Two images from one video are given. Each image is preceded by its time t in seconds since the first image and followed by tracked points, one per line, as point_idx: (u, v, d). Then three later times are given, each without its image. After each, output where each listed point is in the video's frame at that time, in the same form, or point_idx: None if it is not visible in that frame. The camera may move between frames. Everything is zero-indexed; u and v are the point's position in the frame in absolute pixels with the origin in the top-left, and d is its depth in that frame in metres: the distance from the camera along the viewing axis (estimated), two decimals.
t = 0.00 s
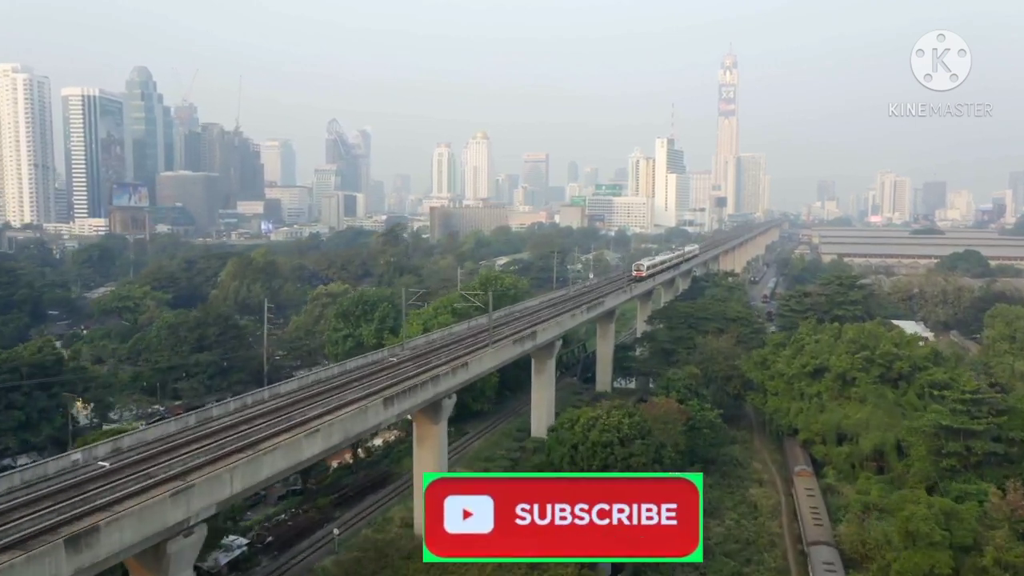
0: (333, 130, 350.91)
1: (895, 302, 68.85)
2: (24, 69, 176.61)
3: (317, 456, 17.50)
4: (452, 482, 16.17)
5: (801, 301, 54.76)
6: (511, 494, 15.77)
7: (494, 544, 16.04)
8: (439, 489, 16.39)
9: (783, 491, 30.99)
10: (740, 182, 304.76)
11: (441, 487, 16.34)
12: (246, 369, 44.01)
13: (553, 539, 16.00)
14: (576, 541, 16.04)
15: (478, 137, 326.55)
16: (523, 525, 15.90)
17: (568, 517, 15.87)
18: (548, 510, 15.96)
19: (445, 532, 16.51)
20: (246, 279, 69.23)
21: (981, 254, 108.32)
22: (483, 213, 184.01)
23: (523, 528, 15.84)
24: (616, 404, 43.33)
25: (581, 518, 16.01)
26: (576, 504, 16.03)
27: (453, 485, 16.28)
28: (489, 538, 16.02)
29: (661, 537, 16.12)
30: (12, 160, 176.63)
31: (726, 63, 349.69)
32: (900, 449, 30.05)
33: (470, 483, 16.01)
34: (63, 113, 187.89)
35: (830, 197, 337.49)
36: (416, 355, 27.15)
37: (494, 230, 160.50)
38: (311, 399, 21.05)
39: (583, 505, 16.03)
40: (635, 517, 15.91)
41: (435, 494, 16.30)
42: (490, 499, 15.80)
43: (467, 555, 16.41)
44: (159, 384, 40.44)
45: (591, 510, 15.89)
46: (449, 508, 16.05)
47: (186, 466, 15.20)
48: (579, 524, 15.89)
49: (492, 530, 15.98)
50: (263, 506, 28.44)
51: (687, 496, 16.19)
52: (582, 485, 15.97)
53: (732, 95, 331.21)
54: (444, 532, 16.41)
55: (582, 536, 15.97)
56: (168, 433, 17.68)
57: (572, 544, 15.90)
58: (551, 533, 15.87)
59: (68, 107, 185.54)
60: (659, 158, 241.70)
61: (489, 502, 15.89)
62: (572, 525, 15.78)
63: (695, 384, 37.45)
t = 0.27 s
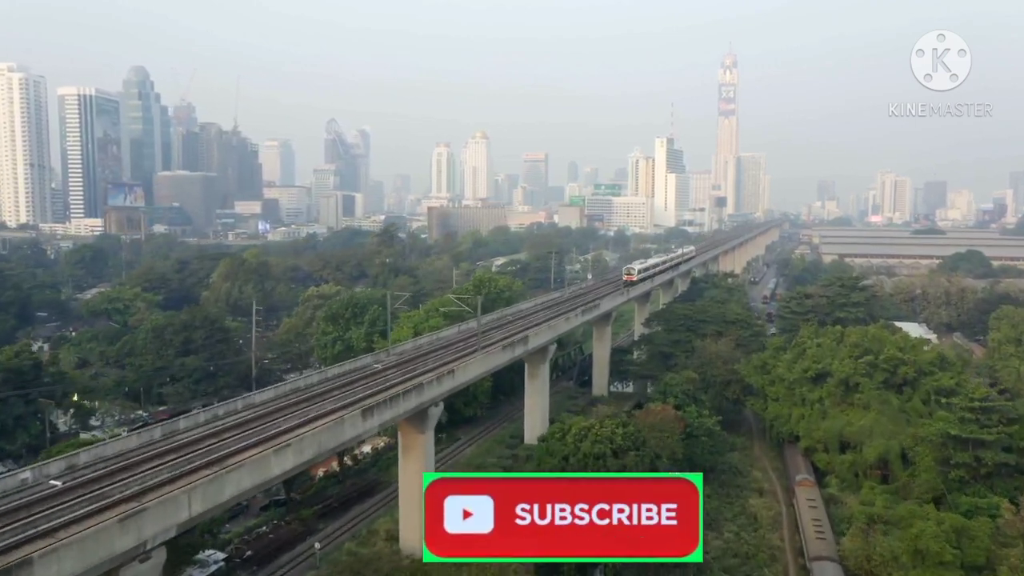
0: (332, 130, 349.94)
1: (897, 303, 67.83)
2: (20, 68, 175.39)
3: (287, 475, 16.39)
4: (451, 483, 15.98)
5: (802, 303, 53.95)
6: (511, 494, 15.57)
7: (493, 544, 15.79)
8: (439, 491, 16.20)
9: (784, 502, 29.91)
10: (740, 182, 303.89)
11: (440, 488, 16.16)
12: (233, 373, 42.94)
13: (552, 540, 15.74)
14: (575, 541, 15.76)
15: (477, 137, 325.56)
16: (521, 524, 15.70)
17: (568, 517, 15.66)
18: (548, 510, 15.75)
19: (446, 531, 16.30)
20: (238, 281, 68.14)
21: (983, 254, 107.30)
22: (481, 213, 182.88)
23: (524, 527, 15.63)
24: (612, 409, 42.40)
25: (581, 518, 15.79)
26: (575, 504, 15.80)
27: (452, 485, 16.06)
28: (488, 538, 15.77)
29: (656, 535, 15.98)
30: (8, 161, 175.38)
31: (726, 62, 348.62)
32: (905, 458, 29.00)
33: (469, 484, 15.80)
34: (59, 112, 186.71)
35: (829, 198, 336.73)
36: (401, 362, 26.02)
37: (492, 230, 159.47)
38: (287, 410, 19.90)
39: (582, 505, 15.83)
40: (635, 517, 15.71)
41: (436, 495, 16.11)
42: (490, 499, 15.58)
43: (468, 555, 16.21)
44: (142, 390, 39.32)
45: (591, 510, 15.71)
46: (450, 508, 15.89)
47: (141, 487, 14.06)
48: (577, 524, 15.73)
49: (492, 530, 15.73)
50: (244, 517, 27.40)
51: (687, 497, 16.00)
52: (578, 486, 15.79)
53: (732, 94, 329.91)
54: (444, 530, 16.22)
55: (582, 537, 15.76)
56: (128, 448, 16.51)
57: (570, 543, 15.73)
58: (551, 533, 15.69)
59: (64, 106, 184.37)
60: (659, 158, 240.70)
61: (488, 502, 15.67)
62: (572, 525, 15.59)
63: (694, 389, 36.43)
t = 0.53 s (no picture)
0: (331, 129, 348.76)
1: (899, 304, 66.85)
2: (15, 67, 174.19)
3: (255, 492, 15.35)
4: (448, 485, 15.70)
5: (803, 305, 53.09)
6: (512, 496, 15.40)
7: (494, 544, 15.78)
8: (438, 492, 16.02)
9: (785, 512, 28.88)
10: (740, 182, 302.88)
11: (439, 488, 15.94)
12: (220, 377, 41.90)
13: (552, 537, 15.88)
14: (576, 538, 15.90)
15: (477, 137, 324.58)
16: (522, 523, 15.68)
17: (568, 517, 15.66)
18: (548, 510, 15.67)
19: (445, 530, 16.37)
20: (230, 282, 67.08)
21: (985, 255, 106.27)
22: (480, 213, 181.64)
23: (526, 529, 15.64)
24: (608, 415, 41.49)
25: (581, 517, 15.81)
26: (574, 504, 15.67)
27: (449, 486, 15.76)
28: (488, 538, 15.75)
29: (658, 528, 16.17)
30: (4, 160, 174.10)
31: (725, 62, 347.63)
32: (910, 466, 27.95)
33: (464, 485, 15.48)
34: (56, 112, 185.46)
35: (830, 197, 335.63)
36: (386, 369, 24.92)
37: (490, 230, 158.34)
38: (263, 420, 18.89)
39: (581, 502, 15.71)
40: (634, 517, 15.74)
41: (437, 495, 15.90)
42: (489, 501, 15.30)
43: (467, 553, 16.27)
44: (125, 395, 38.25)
45: (588, 509, 15.70)
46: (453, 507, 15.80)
47: (91, 509, 13.00)
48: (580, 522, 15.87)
49: (494, 530, 15.64)
50: (223, 530, 26.38)
51: (687, 497, 15.84)
52: (577, 485, 15.72)
53: (732, 94, 328.53)
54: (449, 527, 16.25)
55: (582, 535, 15.93)
56: (84, 466, 15.45)
57: (573, 540, 15.90)
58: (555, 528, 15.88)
59: (60, 106, 183.14)
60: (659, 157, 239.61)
61: (489, 501, 15.43)
62: (572, 525, 15.66)
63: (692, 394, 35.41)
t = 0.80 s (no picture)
0: (329, 129, 347.47)
1: (901, 305, 65.57)
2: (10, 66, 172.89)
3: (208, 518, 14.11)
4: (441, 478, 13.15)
5: (803, 307, 51.91)
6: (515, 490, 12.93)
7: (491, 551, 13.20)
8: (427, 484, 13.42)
9: (785, 526, 27.64)
10: (740, 182, 301.66)
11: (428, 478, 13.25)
12: (204, 382, 40.57)
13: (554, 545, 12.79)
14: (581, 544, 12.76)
15: (476, 137, 323.40)
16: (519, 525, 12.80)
17: (571, 519, 12.61)
18: (548, 510, 12.70)
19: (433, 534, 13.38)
20: (220, 283, 65.76)
21: (987, 255, 105.04)
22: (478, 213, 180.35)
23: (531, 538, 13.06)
24: (603, 421, 40.24)
25: (585, 520, 12.75)
26: (576, 503, 12.63)
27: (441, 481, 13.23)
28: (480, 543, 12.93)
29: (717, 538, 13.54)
30: None
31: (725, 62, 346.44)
32: (916, 478, 26.73)
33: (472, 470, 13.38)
34: (51, 111, 184.12)
35: (830, 198, 334.41)
36: (365, 377, 23.71)
37: (488, 230, 157.07)
38: (227, 435, 17.62)
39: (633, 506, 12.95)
40: (651, 519, 12.70)
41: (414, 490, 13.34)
42: (484, 499, 12.69)
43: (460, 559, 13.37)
44: (103, 402, 37.02)
45: (596, 511, 12.65)
46: (447, 509, 13.11)
47: (17, 543, 11.77)
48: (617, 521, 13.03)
49: (491, 530, 12.85)
50: (196, 547, 25.16)
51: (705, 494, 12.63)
52: (593, 481, 12.51)
53: (731, 93, 327.25)
54: (444, 531, 13.07)
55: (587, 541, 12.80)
56: (25, 489, 14.23)
57: (589, 554, 12.65)
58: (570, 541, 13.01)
59: (55, 106, 181.98)
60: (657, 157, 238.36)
61: (486, 502, 12.77)
62: (575, 528, 12.55)
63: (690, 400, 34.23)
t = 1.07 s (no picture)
0: (328, 129, 346.33)
1: (903, 307, 64.55)
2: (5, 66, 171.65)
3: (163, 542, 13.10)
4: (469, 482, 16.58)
5: (804, 309, 50.88)
6: (539, 492, 17.39)
7: (522, 543, 17.37)
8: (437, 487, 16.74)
9: (786, 539, 26.61)
10: (740, 181, 300.45)
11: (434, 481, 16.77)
12: (189, 386, 39.52)
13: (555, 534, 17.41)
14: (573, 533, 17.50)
15: (475, 136, 322.35)
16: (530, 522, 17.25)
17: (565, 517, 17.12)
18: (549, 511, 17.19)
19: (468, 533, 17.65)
20: (211, 284, 64.62)
21: (990, 256, 103.91)
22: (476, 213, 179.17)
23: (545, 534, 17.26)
24: (599, 427, 39.26)
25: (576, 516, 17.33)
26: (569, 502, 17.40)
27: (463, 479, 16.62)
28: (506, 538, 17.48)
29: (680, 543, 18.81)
30: None
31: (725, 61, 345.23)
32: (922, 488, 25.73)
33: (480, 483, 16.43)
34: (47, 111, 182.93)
35: (830, 197, 333.13)
36: (349, 383, 22.70)
37: (486, 230, 155.95)
38: (193, 450, 16.59)
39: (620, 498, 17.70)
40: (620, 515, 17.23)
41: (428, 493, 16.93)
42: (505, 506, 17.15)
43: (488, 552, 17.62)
44: (84, 408, 36.01)
45: (583, 509, 17.29)
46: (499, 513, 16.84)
47: None
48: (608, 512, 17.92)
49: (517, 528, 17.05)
50: (171, 562, 24.10)
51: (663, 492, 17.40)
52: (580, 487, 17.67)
53: (731, 93, 325.88)
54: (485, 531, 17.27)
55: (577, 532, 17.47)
56: None
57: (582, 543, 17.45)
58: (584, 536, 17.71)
59: (51, 105, 180.77)
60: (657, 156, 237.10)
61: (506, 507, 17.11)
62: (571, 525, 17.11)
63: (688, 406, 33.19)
